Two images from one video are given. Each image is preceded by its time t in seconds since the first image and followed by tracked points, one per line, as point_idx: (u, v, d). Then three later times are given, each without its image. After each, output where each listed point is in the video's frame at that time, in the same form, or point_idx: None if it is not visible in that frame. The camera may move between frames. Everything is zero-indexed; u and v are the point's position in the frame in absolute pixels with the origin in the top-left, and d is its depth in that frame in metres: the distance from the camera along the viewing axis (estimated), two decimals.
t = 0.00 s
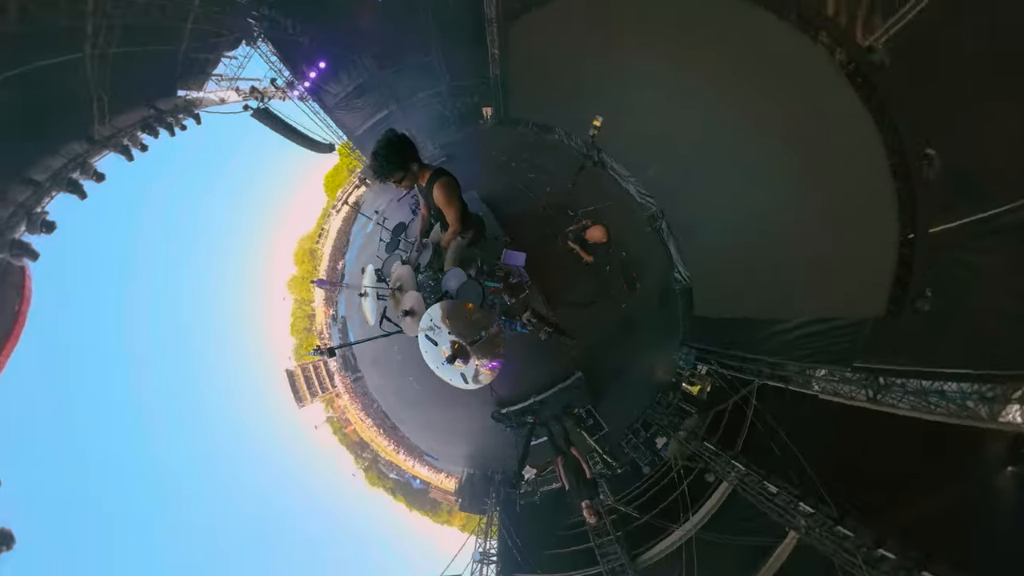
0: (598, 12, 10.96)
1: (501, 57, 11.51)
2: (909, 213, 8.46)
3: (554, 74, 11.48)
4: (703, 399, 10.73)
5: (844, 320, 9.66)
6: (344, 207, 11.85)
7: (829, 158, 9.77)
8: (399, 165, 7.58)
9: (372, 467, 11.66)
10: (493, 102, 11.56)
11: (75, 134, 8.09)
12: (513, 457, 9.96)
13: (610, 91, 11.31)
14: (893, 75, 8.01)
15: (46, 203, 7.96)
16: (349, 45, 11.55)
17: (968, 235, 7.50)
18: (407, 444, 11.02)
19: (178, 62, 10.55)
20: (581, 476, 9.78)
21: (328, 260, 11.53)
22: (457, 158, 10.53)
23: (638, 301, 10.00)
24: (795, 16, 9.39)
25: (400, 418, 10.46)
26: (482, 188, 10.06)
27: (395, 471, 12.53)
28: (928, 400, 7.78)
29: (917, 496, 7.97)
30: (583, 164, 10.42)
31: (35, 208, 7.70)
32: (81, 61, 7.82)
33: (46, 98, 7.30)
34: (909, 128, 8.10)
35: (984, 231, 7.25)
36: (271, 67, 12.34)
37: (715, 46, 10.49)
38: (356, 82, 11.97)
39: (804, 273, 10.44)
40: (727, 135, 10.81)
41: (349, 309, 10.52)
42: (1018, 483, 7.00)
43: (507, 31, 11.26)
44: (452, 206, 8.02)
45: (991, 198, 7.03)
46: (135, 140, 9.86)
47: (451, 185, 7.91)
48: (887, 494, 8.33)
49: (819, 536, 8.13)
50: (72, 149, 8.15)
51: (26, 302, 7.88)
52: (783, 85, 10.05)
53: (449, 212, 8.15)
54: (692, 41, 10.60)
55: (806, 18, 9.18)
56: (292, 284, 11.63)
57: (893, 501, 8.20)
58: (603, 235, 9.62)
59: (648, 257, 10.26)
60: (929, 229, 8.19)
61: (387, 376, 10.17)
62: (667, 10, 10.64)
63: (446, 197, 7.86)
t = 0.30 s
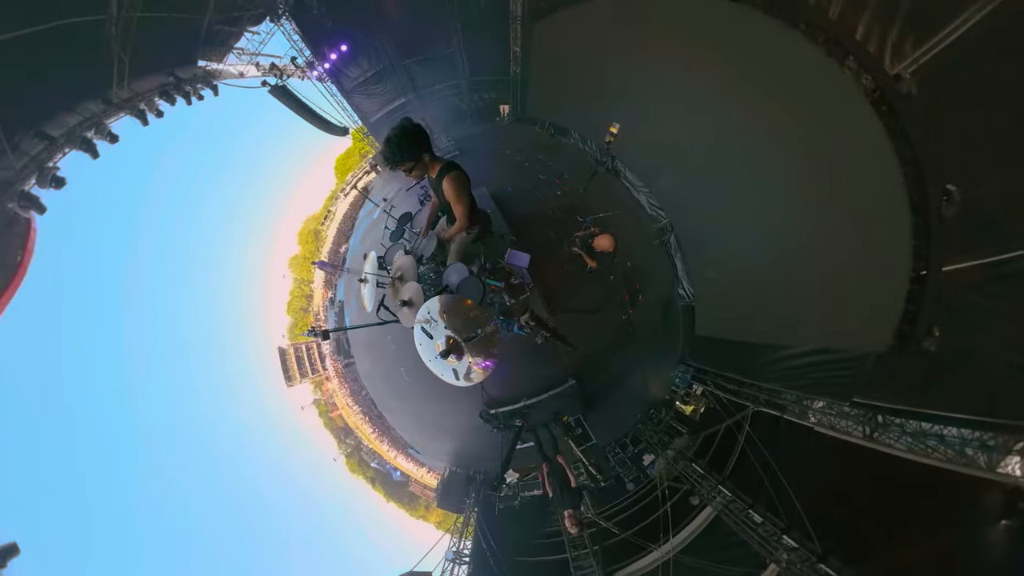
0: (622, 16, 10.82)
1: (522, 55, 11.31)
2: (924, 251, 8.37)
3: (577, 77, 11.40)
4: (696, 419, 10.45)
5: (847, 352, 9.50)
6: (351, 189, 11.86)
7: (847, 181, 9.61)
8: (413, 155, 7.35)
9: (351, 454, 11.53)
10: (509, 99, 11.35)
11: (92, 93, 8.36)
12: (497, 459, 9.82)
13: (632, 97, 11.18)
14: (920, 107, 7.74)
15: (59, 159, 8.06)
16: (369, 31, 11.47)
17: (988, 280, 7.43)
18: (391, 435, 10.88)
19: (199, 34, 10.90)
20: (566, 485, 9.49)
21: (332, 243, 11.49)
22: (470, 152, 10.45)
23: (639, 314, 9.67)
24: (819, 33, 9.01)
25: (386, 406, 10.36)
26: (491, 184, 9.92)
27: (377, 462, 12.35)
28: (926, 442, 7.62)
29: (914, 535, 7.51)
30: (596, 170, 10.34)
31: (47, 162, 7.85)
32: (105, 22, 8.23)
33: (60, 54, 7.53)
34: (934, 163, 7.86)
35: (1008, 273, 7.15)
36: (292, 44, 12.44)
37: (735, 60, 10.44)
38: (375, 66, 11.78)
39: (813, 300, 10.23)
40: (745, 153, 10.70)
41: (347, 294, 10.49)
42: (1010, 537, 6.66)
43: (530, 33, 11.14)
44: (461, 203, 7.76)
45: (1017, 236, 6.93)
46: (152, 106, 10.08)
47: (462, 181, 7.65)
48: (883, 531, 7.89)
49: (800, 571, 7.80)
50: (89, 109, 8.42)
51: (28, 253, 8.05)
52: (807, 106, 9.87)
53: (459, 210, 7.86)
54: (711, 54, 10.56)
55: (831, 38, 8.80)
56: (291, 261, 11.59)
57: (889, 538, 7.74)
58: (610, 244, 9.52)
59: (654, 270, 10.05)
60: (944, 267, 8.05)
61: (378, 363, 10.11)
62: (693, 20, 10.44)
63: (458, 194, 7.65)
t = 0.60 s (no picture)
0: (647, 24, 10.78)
1: (544, 55, 11.34)
2: (936, 289, 8.24)
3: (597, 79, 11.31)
4: (686, 439, 10.18)
5: (850, 386, 9.19)
6: (361, 174, 11.89)
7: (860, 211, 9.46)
8: (423, 145, 7.28)
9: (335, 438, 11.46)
10: (527, 99, 11.14)
11: (109, 55, 9.03)
12: (481, 459, 9.65)
13: (654, 107, 11.00)
14: (946, 141, 7.57)
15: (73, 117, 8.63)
16: (392, 17, 11.56)
17: (1000, 322, 7.36)
18: (377, 424, 10.80)
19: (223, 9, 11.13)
20: (548, 492, 9.31)
21: (337, 226, 11.46)
22: (483, 148, 10.39)
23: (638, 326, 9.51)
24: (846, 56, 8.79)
25: (375, 394, 10.29)
26: (502, 183, 9.80)
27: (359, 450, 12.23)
28: (920, 486, 7.51)
29: None
30: (608, 177, 10.16)
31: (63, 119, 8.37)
32: None
33: (78, 20, 8.29)
34: (955, 199, 7.69)
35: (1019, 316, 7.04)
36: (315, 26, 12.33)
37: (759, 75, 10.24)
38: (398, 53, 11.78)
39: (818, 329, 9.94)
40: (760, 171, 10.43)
41: (347, 279, 10.47)
42: None
43: (554, 33, 11.21)
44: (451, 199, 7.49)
45: None
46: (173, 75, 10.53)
47: (464, 175, 7.52)
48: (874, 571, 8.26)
49: None
50: (108, 70, 9.08)
51: (38, 204, 8.61)
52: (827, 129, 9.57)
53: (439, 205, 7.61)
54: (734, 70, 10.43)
55: (859, 63, 8.65)
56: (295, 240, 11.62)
57: None
58: (615, 253, 9.47)
59: (657, 283, 9.87)
60: (956, 307, 7.94)
61: (370, 350, 10.06)
62: (717, 34, 10.35)
63: (453, 189, 7.44)
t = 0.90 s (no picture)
0: (669, 32, 10.50)
1: (567, 55, 11.47)
2: (946, 330, 8.04)
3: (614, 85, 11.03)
4: (674, 460, 9.99)
5: (845, 421, 9.07)
6: (373, 160, 11.87)
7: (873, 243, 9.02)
8: (435, 131, 6.96)
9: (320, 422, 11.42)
10: (545, 100, 11.24)
11: (134, 21, 9.26)
12: (466, 457, 9.59)
13: (669, 119, 10.54)
14: (966, 177, 7.35)
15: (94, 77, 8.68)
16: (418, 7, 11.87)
17: (1005, 371, 7.01)
18: (363, 411, 10.75)
19: None
20: (529, 498, 9.22)
21: (344, 210, 11.47)
22: (496, 145, 10.39)
23: (637, 339, 9.46)
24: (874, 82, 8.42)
25: (364, 381, 10.24)
26: (512, 182, 9.83)
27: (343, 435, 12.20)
28: (908, 531, 7.47)
29: None
30: (620, 186, 10.03)
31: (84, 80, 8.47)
32: None
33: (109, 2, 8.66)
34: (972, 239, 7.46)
35: None
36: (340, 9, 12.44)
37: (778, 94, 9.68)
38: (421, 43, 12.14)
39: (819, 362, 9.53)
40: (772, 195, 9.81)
41: (348, 263, 10.46)
42: None
43: (577, 34, 11.28)
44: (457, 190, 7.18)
45: None
46: (194, 44, 10.68)
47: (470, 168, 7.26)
48: None
49: None
50: (131, 35, 9.30)
51: (49, 159, 8.37)
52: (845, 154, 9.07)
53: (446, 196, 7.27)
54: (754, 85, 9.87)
55: (884, 90, 8.32)
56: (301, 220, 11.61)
57: None
58: (619, 263, 9.38)
59: (660, 296, 9.78)
60: (962, 349, 7.78)
61: (365, 337, 10.03)
62: (737, 48, 9.95)
63: (459, 180, 7.16)
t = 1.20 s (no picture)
0: (692, 42, 10.14)
1: (589, 58, 11.40)
2: (951, 372, 7.83)
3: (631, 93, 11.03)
4: (660, 478, 9.99)
5: (838, 457, 8.87)
6: (386, 148, 11.86)
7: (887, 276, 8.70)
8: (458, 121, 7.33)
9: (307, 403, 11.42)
10: (565, 101, 11.47)
11: None
12: (450, 454, 9.51)
13: (686, 133, 10.45)
14: (987, 216, 7.22)
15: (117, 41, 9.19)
16: None
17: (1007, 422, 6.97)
18: (352, 397, 10.67)
19: None
20: (508, 502, 9.08)
21: (352, 194, 11.47)
22: (511, 143, 10.38)
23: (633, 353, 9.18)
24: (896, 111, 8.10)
25: (355, 368, 10.18)
26: (522, 182, 9.70)
27: (327, 419, 12.13)
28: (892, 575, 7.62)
29: None
30: (632, 196, 9.90)
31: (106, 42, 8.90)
32: None
33: None
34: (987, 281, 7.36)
35: None
36: None
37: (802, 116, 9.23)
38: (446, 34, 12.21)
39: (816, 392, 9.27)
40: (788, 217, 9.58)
41: (352, 248, 10.47)
42: None
43: (601, 38, 11.14)
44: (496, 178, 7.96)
45: None
46: (218, 17, 10.84)
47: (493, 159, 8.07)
48: None
49: None
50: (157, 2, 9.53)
51: (64, 116, 8.80)
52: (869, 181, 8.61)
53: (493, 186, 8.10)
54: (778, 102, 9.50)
55: (908, 121, 7.95)
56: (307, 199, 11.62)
57: None
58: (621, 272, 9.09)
59: (663, 312, 9.49)
60: (965, 394, 7.62)
61: (360, 323, 9.96)
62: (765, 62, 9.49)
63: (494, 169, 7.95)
